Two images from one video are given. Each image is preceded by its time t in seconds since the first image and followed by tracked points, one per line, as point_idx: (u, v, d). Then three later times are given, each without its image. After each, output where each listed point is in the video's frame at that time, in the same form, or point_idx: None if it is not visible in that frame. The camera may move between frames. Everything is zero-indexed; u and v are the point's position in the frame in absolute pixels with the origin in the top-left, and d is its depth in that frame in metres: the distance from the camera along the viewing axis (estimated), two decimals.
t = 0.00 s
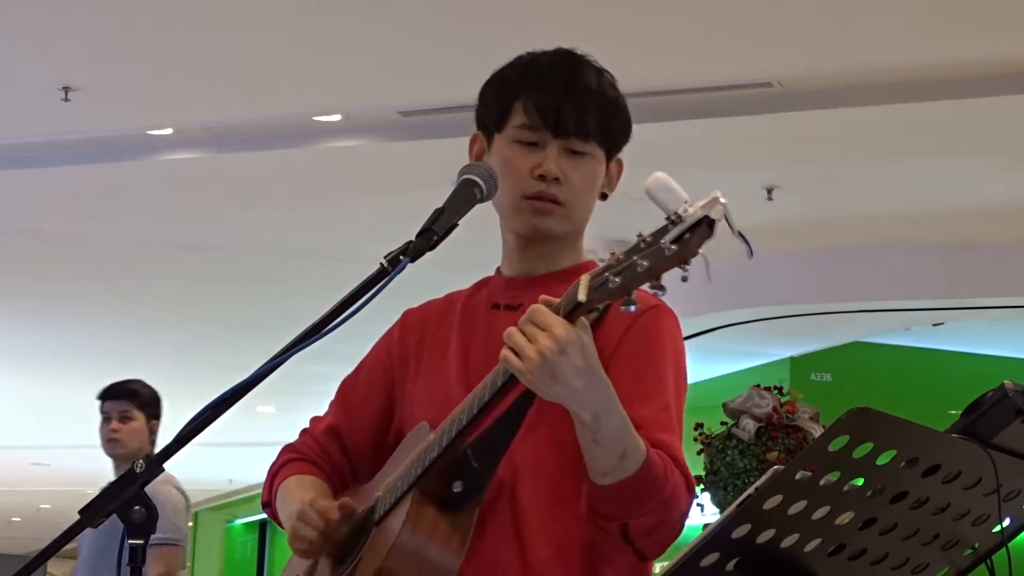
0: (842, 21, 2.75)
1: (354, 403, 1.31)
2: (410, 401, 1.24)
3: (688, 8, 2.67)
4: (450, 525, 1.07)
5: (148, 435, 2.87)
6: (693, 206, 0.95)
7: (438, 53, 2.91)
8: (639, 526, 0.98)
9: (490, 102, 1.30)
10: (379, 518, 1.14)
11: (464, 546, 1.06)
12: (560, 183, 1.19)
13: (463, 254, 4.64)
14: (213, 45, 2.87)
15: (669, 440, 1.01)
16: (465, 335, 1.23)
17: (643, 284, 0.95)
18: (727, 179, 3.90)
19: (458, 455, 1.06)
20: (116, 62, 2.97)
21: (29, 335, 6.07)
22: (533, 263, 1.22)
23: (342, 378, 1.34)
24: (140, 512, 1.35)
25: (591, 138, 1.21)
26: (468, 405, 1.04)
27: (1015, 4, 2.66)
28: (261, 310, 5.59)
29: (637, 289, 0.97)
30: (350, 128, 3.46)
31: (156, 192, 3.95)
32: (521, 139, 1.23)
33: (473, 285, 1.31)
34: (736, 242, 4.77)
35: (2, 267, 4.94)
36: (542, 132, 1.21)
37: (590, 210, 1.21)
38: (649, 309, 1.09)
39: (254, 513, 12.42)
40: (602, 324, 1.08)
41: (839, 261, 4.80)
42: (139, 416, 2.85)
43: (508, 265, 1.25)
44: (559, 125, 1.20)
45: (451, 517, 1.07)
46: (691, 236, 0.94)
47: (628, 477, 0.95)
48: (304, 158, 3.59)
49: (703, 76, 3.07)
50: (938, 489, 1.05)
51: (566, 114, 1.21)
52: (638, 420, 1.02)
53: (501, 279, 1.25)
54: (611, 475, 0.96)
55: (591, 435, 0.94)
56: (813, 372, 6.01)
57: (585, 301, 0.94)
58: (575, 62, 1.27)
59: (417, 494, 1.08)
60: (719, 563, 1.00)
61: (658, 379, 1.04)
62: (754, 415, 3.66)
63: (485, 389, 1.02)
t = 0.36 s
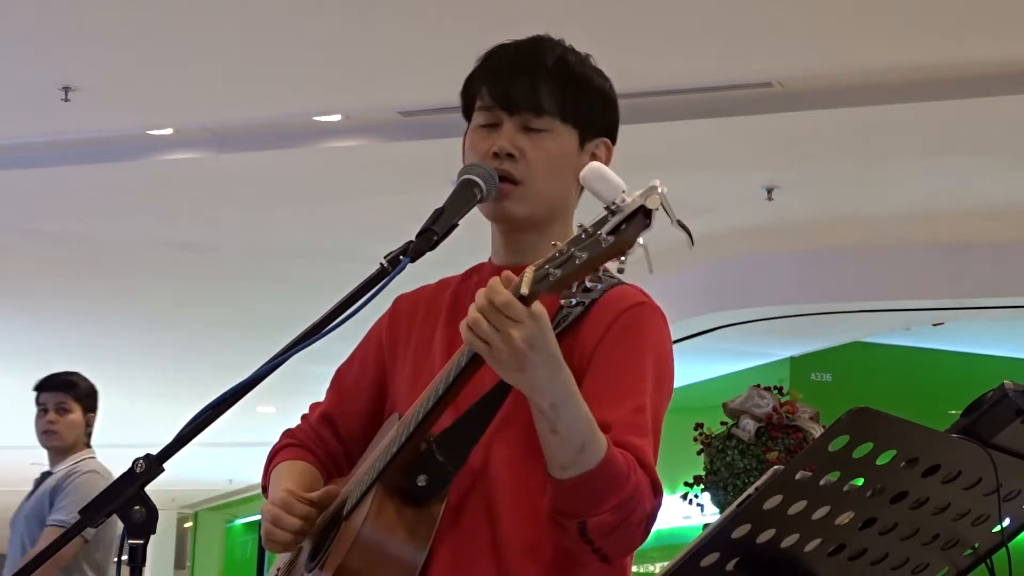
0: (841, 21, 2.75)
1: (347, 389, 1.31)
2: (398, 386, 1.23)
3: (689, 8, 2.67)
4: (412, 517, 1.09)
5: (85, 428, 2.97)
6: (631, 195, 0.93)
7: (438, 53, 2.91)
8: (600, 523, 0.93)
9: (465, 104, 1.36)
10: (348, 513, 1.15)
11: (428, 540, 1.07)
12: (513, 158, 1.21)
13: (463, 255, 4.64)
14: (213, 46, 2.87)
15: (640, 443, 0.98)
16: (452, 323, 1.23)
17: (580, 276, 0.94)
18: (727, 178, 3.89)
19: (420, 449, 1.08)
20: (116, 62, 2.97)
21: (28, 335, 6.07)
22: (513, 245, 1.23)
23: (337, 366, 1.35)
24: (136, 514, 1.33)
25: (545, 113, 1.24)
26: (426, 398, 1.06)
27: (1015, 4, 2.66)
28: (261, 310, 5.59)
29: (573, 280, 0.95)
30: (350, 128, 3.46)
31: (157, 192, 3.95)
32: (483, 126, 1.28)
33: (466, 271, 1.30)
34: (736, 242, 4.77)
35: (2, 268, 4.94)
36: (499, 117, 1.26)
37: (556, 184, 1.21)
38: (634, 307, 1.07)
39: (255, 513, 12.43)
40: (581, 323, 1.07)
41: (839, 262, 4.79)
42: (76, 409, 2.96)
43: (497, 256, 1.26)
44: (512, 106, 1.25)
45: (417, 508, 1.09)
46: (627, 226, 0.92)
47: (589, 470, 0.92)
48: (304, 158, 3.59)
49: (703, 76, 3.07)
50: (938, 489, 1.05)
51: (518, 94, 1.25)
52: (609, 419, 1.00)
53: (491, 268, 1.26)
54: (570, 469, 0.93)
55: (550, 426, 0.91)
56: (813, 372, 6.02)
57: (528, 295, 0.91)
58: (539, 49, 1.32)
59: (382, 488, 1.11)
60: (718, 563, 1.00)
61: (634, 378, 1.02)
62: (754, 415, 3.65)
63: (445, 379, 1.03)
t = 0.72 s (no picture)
0: (841, 21, 2.75)
1: (363, 382, 1.34)
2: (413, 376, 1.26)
3: (689, 9, 2.67)
4: (422, 521, 1.12)
5: (45, 424, 3.05)
6: (631, 206, 0.91)
7: (438, 53, 2.91)
8: (598, 524, 0.95)
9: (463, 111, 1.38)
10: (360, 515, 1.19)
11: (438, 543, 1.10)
12: (501, 151, 1.22)
13: (463, 255, 4.65)
14: (213, 46, 2.87)
15: (643, 443, 0.99)
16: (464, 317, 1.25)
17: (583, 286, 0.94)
18: (727, 178, 3.89)
19: (430, 453, 1.11)
20: (116, 62, 2.97)
21: (28, 335, 6.06)
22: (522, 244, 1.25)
23: (355, 358, 1.38)
24: (137, 515, 1.32)
25: (529, 103, 1.25)
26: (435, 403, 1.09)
27: (1014, 3, 2.66)
28: (260, 310, 5.59)
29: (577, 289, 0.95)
30: (350, 128, 3.47)
31: (156, 192, 3.95)
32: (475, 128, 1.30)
33: (482, 264, 1.33)
34: (737, 242, 4.77)
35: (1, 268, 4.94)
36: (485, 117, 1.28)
37: (550, 172, 1.22)
38: (647, 304, 1.09)
39: (255, 513, 12.45)
40: (593, 321, 1.10)
41: (839, 261, 4.80)
42: (37, 405, 3.04)
43: (511, 250, 1.29)
44: (496, 104, 1.27)
45: (427, 510, 1.12)
46: (627, 238, 0.91)
47: (585, 472, 0.93)
48: (304, 157, 3.59)
49: (703, 76, 3.07)
50: (938, 489, 1.05)
51: (500, 91, 1.28)
52: (615, 419, 1.00)
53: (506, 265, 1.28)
54: (568, 469, 0.94)
55: (545, 426, 0.92)
56: (813, 372, 6.01)
57: (530, 305, 0.91)
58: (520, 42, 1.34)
59: (392, 492, 1.14)
60: (719, 563, 1.00)
61: (645, 379, 1.03)
62: (754, 415, 3.65)
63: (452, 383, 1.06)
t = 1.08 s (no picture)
0: (842, 22, 2.75)
1: (379, 405, 1.43)
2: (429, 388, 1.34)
3: (690, 8, 2.67)
4: (451, 533, 1.17)
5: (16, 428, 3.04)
6: (638, 208, 0.96)
7: (439, 53, 2.91)
8: (627, 523, 1.00)
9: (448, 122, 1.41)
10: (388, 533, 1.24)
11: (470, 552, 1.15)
12: (498, 158, 1.25)
13: (464, 255, 4.65)
14: (214, 46, 2.87)
15: (662, 437, 1.04)
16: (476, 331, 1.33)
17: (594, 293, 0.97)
18: (727, 178, 3.89)
19: (454, 465, 1.18)
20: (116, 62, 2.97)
21: (28, 334, 6.06)
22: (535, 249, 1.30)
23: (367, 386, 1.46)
24: (138, 515, 1.31)
25: (515, 105, 1.28)
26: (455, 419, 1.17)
27: (1016, 3, 2.66)
28: (260, 309, 5.59)
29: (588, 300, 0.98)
30: (351, 128, 3.47)
31: (156, 192, 3.95)
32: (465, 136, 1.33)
33: (486, 276, 1.40)
34: (737, 242, 4.77)
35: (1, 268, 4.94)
36: (473, 126, 1.31)
37: (547, 169, 1.25)
38: (653, 297, 1.15)
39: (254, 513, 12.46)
40: (602, 321, 1.15)
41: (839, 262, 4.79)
42: (9, 409, 3.03)
43: (515, 258, 1.33)
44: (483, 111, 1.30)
45: (455, 522, 1.18)
46: (636, 241, 0.96)
47: (608, 473, 0.98)
48: (305, 157, 3.60)
49: (703, 76, 3.07)
50: (938, 489, 1.05)
51: (486, 98, 1.30)
52: (634, 414, 1.05)
53: (512, 270, 1.33)
54: (593, 471, 0.98)
55: (566, 431, 0.97)
56: (813, 372, 6.00)
57: (543, 315, 0.95)
58: (498, 49, 1.37)
59: (419, 509, 1.20)
60: (719, 563, 1.00)
61: (661, 372, 1.08)
62: (754, 415, 3.65)
63: (470, 397, 1.13)
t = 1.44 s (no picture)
0: (842, 22, 2.75)
1: (385, 401, 1.45)
2: (438, 390, 1.36)
3: (690, 9, 2.67)
4: (463, 532, 1.20)
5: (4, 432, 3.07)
6: (644, 212, 0.98)
7: (439, 53, 2.92)
8: (639, 522, 1.01)
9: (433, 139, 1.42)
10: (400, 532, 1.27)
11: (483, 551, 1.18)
12: (495, 159, 1.26)
13: (464, 255, 4.65)
14: (214, 46, 2.87)
15: (672, 433, 1.06)
16: (483, 328, 1.34)
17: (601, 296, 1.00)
18: (727, 178, 3.89)
19: (465, 466, 1.21)
20: (117, 62, 2.97)
21: (28, 335, 6.06)
22: (540, 248, 1.31)
23: (372, 380, 1.49)
24: (138, 514, 1.31)
25: (501, 106, 1.31)
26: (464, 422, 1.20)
27: (1015, 3, 2.66)
28: (259, 309, 5.58)
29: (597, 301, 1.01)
30: (351, 128, 3.47)
31: (156, 192, 3.95)
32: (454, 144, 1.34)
33: (492, 273, 1.42)
34: (737, 242, 4.77)
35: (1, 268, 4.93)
36: (462, 132, 1.32)
37: (544, 161, 1.27)
38: (662, 295, 1.17)
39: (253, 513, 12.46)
40: (612, 318, 1.18)
41: (839, 262, 4.79)
42: None
43: (516, 258, 1.34)
44: (471, 117, 1.31)
45: (466, 524, 1.21)
46: (643, 244, 0.99)
47: (620, 474, 0.99)
48: (305, 157, 3.60)
49: (703, 76, 3.07)
50: (938, 489, 1.05)
51: (469, 102, 1.32)
52: (643, 412, 1.07)
53: (514, 269, 1.34)
54: (606, 473, 1.00)
55: (578, 435, 0.99)
56: (814, 372, 6.00)
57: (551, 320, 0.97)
58: (471, 58, 1.39)
59: (430, 510, 1.23)
60: (720, 562, 1.00)
61: (668, 370, 1.10)
62: (754, 415, 3.66)
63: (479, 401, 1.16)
